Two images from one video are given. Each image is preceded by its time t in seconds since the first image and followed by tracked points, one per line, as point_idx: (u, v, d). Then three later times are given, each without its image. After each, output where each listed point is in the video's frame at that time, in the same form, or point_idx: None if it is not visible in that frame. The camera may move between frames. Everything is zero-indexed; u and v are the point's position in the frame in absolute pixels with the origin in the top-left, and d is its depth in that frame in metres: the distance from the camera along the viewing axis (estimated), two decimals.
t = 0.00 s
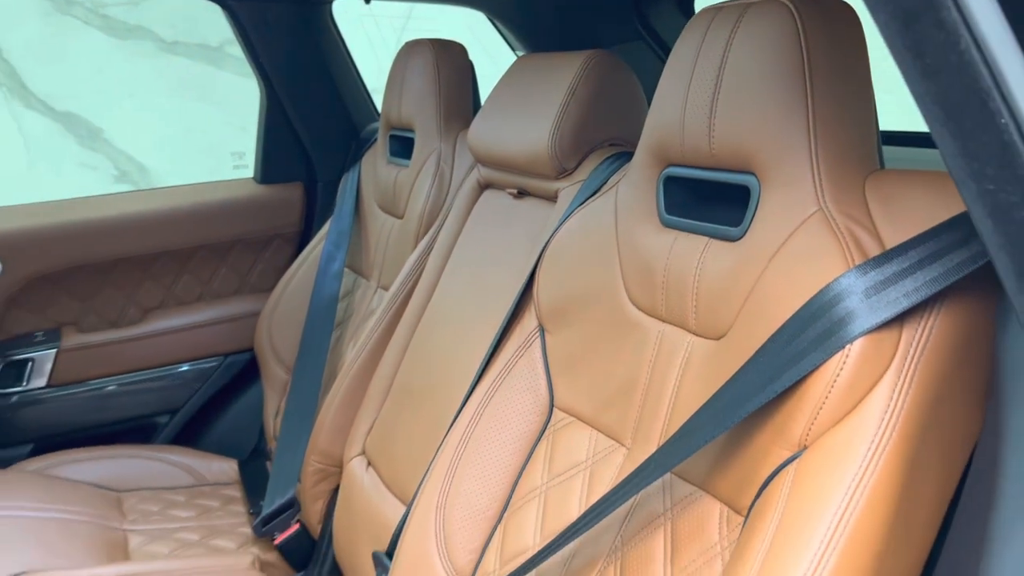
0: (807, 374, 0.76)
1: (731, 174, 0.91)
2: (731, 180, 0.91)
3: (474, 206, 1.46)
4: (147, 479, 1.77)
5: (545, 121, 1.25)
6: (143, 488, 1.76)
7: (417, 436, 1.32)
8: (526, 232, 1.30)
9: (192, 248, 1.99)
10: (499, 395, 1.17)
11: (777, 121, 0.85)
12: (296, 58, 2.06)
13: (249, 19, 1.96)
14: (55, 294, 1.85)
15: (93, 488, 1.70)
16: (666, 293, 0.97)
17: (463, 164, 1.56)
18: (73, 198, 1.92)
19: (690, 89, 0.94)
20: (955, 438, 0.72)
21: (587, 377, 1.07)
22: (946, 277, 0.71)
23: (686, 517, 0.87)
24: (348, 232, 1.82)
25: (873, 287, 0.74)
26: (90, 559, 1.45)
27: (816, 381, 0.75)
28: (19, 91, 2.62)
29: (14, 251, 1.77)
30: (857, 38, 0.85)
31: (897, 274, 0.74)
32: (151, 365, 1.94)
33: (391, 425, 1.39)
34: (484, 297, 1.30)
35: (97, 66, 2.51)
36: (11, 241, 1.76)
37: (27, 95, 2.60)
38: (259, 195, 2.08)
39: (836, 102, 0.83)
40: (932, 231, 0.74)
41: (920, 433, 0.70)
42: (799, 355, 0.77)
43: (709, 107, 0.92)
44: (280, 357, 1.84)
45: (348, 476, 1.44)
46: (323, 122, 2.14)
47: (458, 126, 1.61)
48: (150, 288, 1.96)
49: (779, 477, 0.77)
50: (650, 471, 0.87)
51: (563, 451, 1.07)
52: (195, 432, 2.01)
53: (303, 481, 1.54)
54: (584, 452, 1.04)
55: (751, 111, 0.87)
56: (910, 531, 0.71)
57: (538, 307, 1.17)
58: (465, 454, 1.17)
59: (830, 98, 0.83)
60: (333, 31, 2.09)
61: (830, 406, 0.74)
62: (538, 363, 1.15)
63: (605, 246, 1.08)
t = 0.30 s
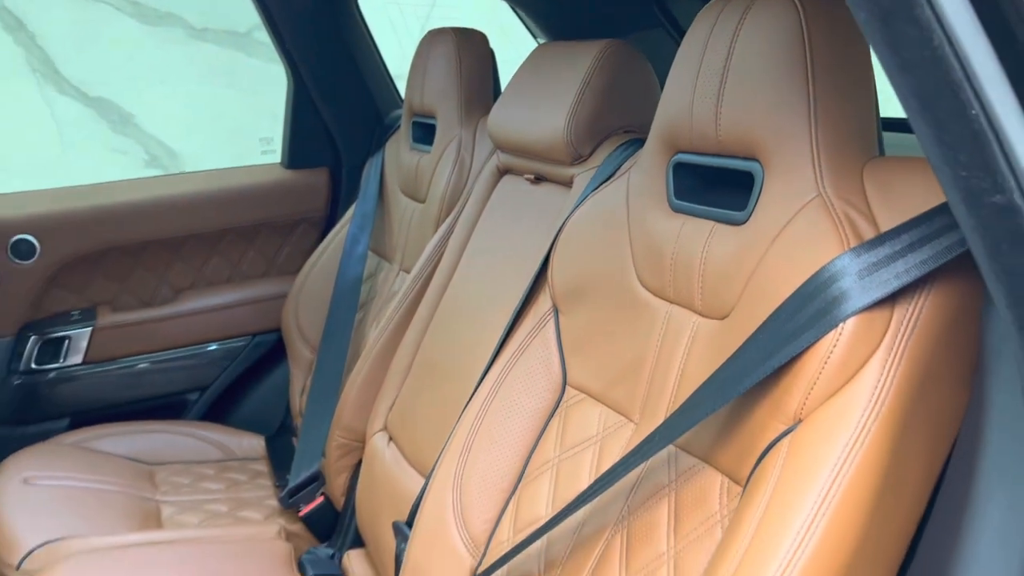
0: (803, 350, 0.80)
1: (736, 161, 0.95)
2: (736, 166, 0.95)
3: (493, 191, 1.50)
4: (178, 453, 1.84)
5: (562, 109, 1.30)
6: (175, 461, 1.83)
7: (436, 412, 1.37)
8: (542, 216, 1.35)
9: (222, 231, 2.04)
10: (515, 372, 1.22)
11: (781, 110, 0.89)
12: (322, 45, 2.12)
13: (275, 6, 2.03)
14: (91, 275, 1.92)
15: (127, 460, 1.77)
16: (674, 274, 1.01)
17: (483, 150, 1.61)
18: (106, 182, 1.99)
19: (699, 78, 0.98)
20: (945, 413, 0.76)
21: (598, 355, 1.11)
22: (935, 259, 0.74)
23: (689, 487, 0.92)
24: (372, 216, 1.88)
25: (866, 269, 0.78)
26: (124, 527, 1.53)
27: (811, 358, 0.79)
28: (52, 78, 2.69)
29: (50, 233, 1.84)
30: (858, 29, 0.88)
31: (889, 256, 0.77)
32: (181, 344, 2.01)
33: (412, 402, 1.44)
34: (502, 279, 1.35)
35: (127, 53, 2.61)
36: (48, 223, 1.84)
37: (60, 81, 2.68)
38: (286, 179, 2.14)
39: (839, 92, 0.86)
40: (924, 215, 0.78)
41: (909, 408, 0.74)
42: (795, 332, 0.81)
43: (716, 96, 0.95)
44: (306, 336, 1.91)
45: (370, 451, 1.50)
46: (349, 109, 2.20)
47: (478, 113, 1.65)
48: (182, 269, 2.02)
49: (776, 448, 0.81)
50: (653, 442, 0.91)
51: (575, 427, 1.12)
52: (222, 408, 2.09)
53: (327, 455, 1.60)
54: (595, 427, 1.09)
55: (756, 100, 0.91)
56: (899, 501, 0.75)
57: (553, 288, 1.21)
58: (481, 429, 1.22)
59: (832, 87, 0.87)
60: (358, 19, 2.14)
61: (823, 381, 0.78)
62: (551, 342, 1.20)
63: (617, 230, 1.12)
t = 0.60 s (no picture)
0: (804, 328, 0.83)
1: (745, 147, 0.98)
2: (746, 152, 0.98)
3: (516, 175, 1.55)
4: (211, 427, 1.91)
5: (582, 96, 1.34)
6: (208, 435, 1.90)
7: (458, 389, 1.42)
8: (561, 200, 1.39)
9: (254, 213, 2.11)
10: (533, 350, 1.26)
11: (789, 98, 0.92)
12: (351, 33, 2.18)
13: None
14: (128, 254, 1.99)
15: (163, 433, 1.84)
16: (686, 257, 1.05)
17: (508, 136, 1.65)
18: (144, 165, 2.06)
19: (712, 67, 1.01)
20: (940, 388, 0.79)
21: (613, 335, 1.15)
22: (931, 242, 0.78)
23: (696, 459, 0.96)
24: (398, 200, 1.93)
25: (865, 251, 0.81)
26: (159, 496, 1.60)
27: (811, 335, 0.83)
28: (89, 63, 2.71)
29: (90, 214, 1.92)
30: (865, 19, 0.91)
31: (888, 239, 0.80)
32: (215, 322, 2.08)
33: (435, 380, 1.49)
34: (522, 262, 1.39)
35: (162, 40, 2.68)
36: (88, 205, 1.91)
37: (97, 67, 2.71)
38: (316, 164, 2.19)
39: (845, 81, 0.90)
40: (923, 200, 0.81)
41: (903, 383, 0.77)
42: (797, 311, 0.84)
43: (727, 84, 0.99)
44: (334, 316, 1.97)
45: (395, 426, 1.56)
46: (376, 95, 2.25)
47: (503, 100, 1.69)
48: (215, 250, 2.09)
49: (777, 421, 0.85)
50: (661, 416, 0.95)
51: (589, 403, 1.16)
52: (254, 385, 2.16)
53: (353, 430, 1.66)
54: (609, 403, 1.13)
55: (765, 90, 0.94)
56: (894, 472, 0.78)
57: (570, 270, 1.25)
58: (500, 404, 1.27)
59: (838, 77, 0.90)
60: (387, 6, 2.19)
61: (823, 357, 0.82)
62: (568, 321, 1.24)
63: (632, 214, 1.16)
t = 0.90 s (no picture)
0: (809, 311, 0.87)
1: (758, 137, 1.02)
2: (759, 142, 1.01)
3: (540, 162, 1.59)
4: (245, 404, 1.98)
5: (605, 86, 1.37)
6: (242, 412, 1.97)
7: (482, 370, 1.47)
8: (583, 187, 1.43)
9: (288, 198, 2.17)
10: (553, 332, 1.31)
11: (801, 89, 0.95)
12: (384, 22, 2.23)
13: None
14: (167, 237, 2.06)
15: (199, 409, 1.92)
16: (700, 243, 1.09)
17: (533, 124, 1.69)
18: (183, 150, 2.13)
19: (728, 59, 1.05)
20: (939, 371, 0.82)
21: (630, 318, 1.19)
22: (931, 229, 0.81)
23: (705, 438, 0.99)
24: (427, 186, 1.98)
25: (869, 238, 0.84)
26: (195, 468, 1.67)
27: (815, 318, 0.86)
28: (130, 49, 2.62)
29: (131, 198, 1.99)
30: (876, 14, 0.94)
31: (891, 226, 0.83)
32: (249, 304, 2.15)
33: (460, 361, 1.54)
34: (544, 247, 1.44)
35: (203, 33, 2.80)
36: (128, 189, 1.99)
37: (137, 53, 2.64)
38: (348, 151, 2.24)
39: (855, 73, 0.92)
40: (925, 189, 0.84)
41: (901, 366, 0.81)
42: (802, 295, 0.88)
43: (742, 76, 1.02)
44: (365, 299, 2.02)
45: (421, 405, 1.61)
46: (407, 83, 2.29)
47: (529, 89, 1.73)
48: (250, 234, 2.15)
49: (781, 401, 0.88)
50: (672, 396, 0.99)
51: (606, 383, 1.20)
52: (287, 364, 2.23)
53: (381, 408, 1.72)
54: (625, 383, 1.17)
55: (778, 82, 0.97)
56: (892, 451, 0.81)
57: (590, 256, 1.29)
58: (520, 383, 1.32)
59: (849, 69, 0.92)
60: None
61: (826, 340, 0.85)
62: (587, 305, 1.29)
63: (650, 201, 1.20)
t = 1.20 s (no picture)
0: (814, 296, 0.90)
1: (771, 127, 1.04)
2: (773, 132, 1.04)
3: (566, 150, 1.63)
4: (280, 382, 2.05)
5: (629, 76, 1.40)
6: (277, 390, 2.04)
7: (506, 352, 1.51)
8: (607, 175, 1.46)
9: (324, 183, 2.23)
10: (574, 316, 1.35)
11: (813, 80, 0.97)
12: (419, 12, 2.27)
13: None
14: (207, 220, 2.14)
15: (236, 386, 1.99)
16: (716, 230, 1.12)
17: (561, 113, 1.73)
18: (224, 136, 2.20)
19: (744, 51, 1.07)
20: (938, 355, 0.85)
21: (647, 302, 1.23)
22: (934, 218, 0.83)
23: (715, 418, 1.03)
24: (458, 173, 2.02)
25: (873, 225, 0.87)
26: (230, 442, 1.74)
27: (820, 303, 0.89)
28: (176, 38, 2.73)
29: (173, 182, 2.06)
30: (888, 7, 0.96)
31: (895, 215, 0.86)
32: (286, 285, 2.22)
33: (486, 343, 1.59)
34: (568, 232, 1.47)
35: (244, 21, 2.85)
36: (171, 173, 2.06)
37: (183, 42, 2.74)
38: (383, 138, 2.29)
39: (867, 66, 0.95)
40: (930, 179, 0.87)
41: (901, 349, 0.83)
42: (808, 281, 0.90)
43: (758, 68, 1.05)
44: (396, 282, 2.08)
45: (448, 385, 1.66)
46: (441, 72, 2.34)
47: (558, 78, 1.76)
48: (287, 218, 2.22)
49: (786, 382, 0.91)
50: (683, 377, 1.02)
51: (623, 365, 1.24)
52: (321, 345, 2.30)
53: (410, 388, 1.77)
54: (641, 365, 1.20)
55: (792, 73, 1.00)
56: (890, 431, 0.84)
57: (611, 242, 1.33)
58: (541, 365, 1.36)
59: (860, 61, 0.95)
60: None
61: (829, 324, 0.88)
62: (607, 289, 1.32)
63: (668, 189, 1.23)
